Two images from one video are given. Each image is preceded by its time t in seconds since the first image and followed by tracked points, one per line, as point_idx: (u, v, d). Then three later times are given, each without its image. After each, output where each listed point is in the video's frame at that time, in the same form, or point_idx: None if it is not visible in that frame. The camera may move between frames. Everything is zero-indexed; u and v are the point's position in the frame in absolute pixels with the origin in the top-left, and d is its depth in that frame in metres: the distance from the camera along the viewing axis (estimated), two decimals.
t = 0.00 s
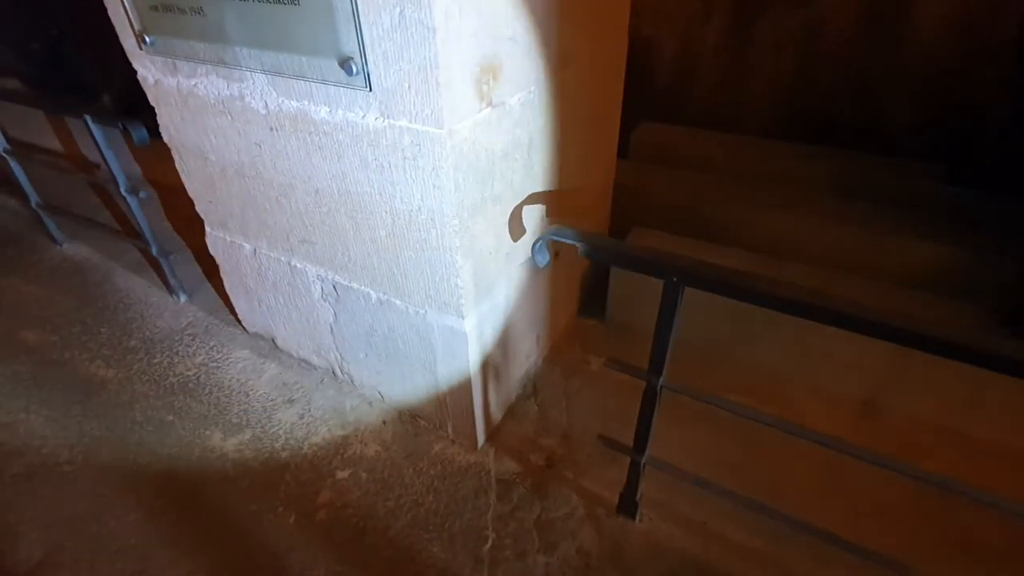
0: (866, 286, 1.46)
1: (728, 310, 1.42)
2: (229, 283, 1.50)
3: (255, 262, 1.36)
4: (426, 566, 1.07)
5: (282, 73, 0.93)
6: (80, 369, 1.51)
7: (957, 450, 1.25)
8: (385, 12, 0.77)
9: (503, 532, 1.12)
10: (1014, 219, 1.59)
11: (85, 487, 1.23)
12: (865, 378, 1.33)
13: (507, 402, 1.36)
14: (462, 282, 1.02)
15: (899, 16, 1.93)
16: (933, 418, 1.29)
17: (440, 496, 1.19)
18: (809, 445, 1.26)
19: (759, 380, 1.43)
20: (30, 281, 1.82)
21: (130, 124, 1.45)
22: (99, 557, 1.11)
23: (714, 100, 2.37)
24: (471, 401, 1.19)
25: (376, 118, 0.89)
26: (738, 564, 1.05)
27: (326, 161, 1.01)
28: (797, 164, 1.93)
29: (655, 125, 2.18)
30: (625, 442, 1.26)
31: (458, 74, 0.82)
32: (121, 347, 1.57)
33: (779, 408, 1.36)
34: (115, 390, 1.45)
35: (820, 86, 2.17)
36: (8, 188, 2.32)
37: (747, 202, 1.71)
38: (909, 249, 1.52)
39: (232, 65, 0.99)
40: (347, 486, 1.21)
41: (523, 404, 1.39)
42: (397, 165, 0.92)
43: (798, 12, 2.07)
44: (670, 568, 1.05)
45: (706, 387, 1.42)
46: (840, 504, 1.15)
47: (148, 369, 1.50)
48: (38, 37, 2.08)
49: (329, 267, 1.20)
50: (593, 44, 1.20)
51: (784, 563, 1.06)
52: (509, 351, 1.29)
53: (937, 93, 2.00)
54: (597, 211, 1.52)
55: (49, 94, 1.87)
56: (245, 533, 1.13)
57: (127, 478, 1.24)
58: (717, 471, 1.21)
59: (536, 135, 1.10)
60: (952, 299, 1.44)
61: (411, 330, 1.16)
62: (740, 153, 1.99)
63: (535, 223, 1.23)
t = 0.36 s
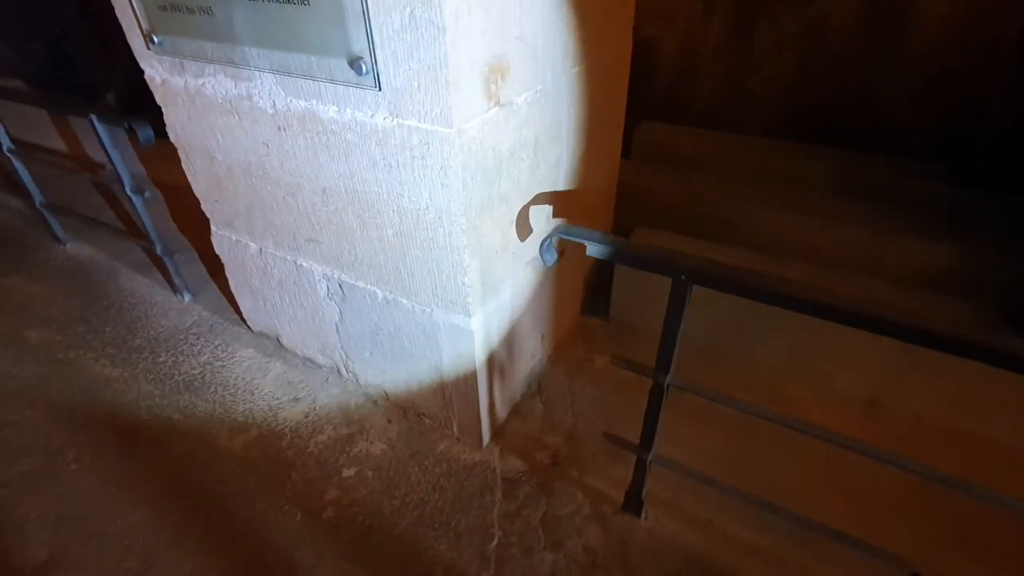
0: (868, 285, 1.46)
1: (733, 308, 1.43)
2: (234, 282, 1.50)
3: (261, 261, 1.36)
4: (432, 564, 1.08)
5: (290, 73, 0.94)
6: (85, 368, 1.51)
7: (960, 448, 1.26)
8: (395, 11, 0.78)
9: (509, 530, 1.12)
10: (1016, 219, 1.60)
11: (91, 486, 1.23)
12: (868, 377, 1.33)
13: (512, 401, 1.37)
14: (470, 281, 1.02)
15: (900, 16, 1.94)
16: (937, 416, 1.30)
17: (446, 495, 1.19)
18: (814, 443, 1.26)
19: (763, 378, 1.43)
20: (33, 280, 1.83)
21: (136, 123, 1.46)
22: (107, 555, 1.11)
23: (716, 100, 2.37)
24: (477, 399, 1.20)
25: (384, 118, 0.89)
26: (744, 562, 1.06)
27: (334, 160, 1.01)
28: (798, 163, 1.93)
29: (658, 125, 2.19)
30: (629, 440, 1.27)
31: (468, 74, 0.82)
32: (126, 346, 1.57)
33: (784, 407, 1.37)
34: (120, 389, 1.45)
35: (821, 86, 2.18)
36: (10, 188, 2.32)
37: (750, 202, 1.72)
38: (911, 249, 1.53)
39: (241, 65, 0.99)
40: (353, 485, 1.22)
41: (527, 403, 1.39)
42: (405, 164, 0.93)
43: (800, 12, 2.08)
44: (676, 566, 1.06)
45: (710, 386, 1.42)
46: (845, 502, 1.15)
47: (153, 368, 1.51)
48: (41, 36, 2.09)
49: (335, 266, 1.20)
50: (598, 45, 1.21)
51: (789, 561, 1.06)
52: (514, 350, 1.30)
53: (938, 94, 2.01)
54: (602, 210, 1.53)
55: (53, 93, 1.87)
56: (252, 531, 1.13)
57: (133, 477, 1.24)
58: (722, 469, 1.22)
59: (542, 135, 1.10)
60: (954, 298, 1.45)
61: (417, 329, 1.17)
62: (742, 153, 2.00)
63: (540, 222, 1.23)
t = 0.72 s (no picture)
0: (867, 284, 1.47)
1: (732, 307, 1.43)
2: (233, 282, 1.50)
3: (260, 260, 1.36)
4: (431, 563, 1.08)
5: (289, 72, 0.94)
6: (84, 368, 1.51)
7: (959, 447, 1.26)
8: (393, 11, 0.78)
9: (508, 528, 1.13)
10: (1014, 217, 1.60)
11: (91, 485, 1.23)
12: (867, 375, 1.34)
13: (511, 401, 1.37)
14: (469, 280, 1.02)
15: (899, 15, 1.94)
16: (936, 415, 1.30)
17: (445, 494, 1.19)
18: (812, 442, 1.26)
19: (762, 377, 1.44)
20: (33, 280, 1.83)
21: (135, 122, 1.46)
22: (107, 554, 1.11)
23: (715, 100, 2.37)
24: (476, 398, 1.20)
25: (383, 117, 0.89)
26: (742, 561, 1.06)
27: (333, 160, 1.01)
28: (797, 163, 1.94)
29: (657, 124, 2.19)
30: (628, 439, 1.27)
31: (466, 73, 0.82)
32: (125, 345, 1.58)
33: (782, 405, 1.37)
34: (120, 388, 1.45)
35: (820, 86, 2.18)
36: (10, 188, 2.32)
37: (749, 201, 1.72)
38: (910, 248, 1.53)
39: (240, 64, 0.99)
40: (353, 484, 1.22)
41: (526, 402, 1.40)
42: (404, 163, 0.93)
43: (799, 12, 2.08)
44: (675, 564, 1.06)
45: (709, 385, 1.42)
46: (844, 501, 1.15)
47: (152, 367, 1.51)
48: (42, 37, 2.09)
49: (334, 265, 1.20)
50: (596, 44, 1.21)
51: (788, 560, 1.06)
52: (513, 349, 1.30)
53: (937, 93, 2.01)
54: (601, 210, 1.53)
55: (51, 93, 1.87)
56: (251, 530, 1.14)
57: (133, 476, 1.25)
58: (721, 468, 1.22)
59: (540, 134, 1.10)
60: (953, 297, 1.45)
61: (416, 328, 1.17)
62: (741, 152, 2.00)
63: (539, 221, 1.23)
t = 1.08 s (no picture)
0: (866, 283, 1.47)
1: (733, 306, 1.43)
2: (232, 281, 1.50)
3: (259, 260, 1.36)
4: (430, 562, 1.08)
5: (287, 72, 0.94)
6: (83, 367, 1.51)
7: (957, 445, 1.26)
8: (391, 10, 0.78)
9: (507, 528, 1.13)
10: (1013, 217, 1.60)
11: (89, 485, 1.23)
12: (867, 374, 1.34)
13: (510, 400, 1.37)
14: (467, 280, 1.02)
15: (898, 14, 1.94)
16: (936, 414, 1.30)
17: (444, 493, 1.19)
18: (811, 441, 1.26)
19: (761, 376, 1.44)
20: (32, 280, 1.83)
21: (134, 122, 1.46)
22: (105, 554, 1.11)
23: (714, 100, 2.37)
24: (475, 397, 1.20)
25: (381, 117, 0.90)
26: (741, 560, 1.06)
27: (331, 159, 1.01)
28: (796, 162, 1.94)
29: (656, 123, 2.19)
30: (627, 438, 1.27)
31: (464, 72, 0.82)
32: (124, 345, 1.58)
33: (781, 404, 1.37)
34: (119, 388, 1.45)
35: (819, 85, 2.18)
36: (9, 187, 2.32)
37: (748, 201, 1.72)
38: (909, 247, 1.53)
39: (238, 64, 0.99)
40: (351, 483, 1.22)
41: (525, 402, 1.40)
42: (403, 163, 0.93)
43: (798, 12, 2.08)
44: (674, 564, 1.06)
45: (708, 384, 1.42)
46: (842, 500, 1.16)
47: (152, 367, 1.51)
48: (41, 37, 2.09)
49: (333, 265, 1.20)
50: (594, 44, 1.21)
51: (788, 559, 1.06)
52: (512, 348, 1.30)
53: (936, 92, 2.01)
54: (600, 209, 1.53)
55: (50, 93, 1.87)
56: (250, 530, 1.13)
57: (131, 476, 1.24)
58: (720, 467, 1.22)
59: (539, 133, 1.10)
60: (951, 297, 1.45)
61: (415, 327, 1.17)
62: (740, 152, 2.00)
63: (538, 219, 1.23)
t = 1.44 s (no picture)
0: (866, 283, 1.47)
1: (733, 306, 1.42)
2: (232, 281, 1.50)
3: (259, 259, 1.36)
4: (431, 560, 1.08)
5: (287, 71, 0.94)
6: (83, 367, 1.51)
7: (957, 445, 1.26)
8: (392, 9, 0.78)
9: (507, 527, 1.13)
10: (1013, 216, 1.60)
11: (89, 484, 1.23)
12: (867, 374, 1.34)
13: (510, 400, 1.37)
14: (467, 278, 1.02)
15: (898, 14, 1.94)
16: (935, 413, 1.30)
17: (444, 493, 1.19)
18: (812, 440, 1.26)
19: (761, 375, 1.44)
20: (31, 279, 1.82)
21: (133, 121, 1.46)
22: (105, 553, 1.11)
23: (715, 99, 2.37)
24: (475, 397, 1.20)
25: (382, 116, 0.89)
26: (740, 560, 1.06)
27: (331, 158, 1.01)
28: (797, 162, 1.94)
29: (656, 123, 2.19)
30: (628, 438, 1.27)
31: (464, 71, 0.82)
32: (124, 344, 1.57)
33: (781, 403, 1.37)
34: (118, 387, 1.45)
35: (819, 85, 2.18)
36: (9, 187, 2.32)
37: (748, 200, 1.72)
38: (909, 247, 1.53)
39: (238, 63, 0.99)
40: (351, 483, 1.22)
41: (525, 401, 1.40)
42: (403, 162, 0.93)
43: (797, 11, 2.08)
44: (673, 563, 1.06)
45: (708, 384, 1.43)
46: (843, 499, 1.15)
47: (152, 366, 1.51)
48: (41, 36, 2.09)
49: (333, 264, 1.20)
50: (595, 43, 1.21)
51: (787, 558, 1.06)
52: (512, 348, 1.30)
53: (936, 92, 2.01)
54: (601, 208, 1.53)
55: (49, 92, 1.87)
56: (250, 529, 1.13)
57: (131, 475, 1.24)
58: (720, 467, 1.22)
59: (539, 132, 1.10)
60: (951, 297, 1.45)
61: (415, 326, 1.17)
62: (741, 151, 2.00)
63: (538, 218, 1.23)
